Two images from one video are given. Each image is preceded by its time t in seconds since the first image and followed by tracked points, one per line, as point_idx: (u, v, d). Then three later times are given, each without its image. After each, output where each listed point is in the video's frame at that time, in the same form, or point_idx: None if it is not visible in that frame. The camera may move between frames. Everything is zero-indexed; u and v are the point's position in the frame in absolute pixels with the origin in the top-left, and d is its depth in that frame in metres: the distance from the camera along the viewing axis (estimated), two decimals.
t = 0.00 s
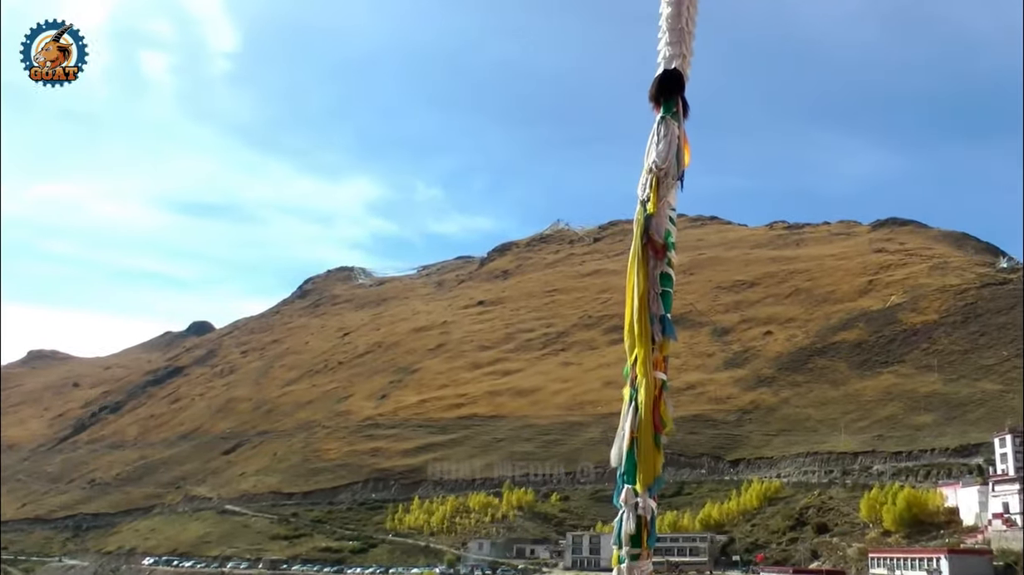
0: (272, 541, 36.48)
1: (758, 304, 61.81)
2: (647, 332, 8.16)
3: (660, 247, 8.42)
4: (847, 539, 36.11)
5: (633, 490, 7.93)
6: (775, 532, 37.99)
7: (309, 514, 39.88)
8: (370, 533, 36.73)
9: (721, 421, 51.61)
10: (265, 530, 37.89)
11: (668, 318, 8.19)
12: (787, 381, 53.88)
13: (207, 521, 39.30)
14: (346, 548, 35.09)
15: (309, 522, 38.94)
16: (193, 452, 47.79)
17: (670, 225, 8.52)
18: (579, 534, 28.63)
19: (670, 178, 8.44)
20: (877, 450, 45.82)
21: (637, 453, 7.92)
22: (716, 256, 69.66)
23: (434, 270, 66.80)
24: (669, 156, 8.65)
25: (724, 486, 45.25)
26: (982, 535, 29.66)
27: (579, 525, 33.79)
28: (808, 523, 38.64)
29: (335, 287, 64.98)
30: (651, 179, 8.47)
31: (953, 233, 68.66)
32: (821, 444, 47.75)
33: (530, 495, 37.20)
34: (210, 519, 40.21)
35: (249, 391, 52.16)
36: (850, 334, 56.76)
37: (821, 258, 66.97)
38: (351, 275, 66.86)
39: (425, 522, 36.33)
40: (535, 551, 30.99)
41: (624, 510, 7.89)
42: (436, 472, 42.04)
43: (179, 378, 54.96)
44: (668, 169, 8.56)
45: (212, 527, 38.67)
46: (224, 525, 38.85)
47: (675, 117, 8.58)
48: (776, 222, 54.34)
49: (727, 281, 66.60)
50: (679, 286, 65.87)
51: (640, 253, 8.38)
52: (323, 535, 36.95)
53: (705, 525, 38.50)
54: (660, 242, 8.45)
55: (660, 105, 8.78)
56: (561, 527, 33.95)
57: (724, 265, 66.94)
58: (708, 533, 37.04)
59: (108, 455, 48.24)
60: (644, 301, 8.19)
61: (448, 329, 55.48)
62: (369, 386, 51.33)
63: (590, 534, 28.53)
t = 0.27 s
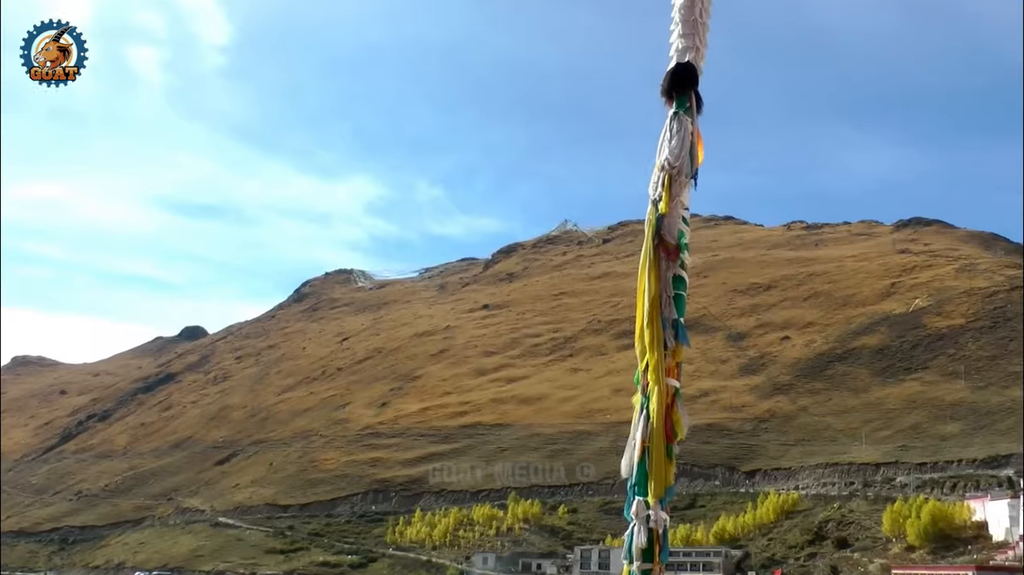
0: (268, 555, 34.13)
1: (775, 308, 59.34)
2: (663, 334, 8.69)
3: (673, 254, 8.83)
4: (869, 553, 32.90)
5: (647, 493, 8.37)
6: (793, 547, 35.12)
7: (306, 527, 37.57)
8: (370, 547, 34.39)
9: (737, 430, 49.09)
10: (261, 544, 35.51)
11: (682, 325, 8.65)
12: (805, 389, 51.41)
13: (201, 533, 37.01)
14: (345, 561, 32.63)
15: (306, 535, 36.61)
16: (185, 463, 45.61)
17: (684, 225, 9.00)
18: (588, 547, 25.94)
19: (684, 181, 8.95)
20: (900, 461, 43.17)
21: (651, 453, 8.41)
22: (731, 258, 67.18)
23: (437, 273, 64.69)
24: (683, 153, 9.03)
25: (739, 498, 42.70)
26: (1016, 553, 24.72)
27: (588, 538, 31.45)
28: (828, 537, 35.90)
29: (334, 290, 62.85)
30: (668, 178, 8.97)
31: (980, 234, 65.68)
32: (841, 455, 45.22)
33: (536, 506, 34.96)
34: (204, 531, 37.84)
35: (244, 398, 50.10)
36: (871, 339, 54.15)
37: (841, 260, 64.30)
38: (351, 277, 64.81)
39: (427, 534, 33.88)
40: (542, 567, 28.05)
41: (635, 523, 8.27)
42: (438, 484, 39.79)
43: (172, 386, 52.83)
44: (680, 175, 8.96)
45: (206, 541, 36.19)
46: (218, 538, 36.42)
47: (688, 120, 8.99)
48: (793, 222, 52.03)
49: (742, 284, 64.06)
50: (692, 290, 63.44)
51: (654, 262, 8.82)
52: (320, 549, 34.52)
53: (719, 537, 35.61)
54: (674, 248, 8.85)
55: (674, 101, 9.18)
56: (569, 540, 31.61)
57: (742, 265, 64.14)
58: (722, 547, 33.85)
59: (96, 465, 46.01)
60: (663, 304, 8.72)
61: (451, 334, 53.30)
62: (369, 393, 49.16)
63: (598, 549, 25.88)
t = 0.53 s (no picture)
0: (269, 568, 30.73)
1: (799, 309, 56.78)
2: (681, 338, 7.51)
3: (693, 249, 7.65)
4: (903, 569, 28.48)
5: (665, 511, 7.25)
6: (819, 561, 31.51)
7: (311, 539, 34.71)
8: (377, 560, 31.47)
9: (761, 437, 46.36)
10: (263, 557, 32.09)
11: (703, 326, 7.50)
12: (833, 395, 48.69)
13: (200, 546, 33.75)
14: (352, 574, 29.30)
15: (310, 548, 33.60)
16: (184, 473, 43.37)
17: (706, 219, 7.79)
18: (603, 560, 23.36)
19: (705, 175, 7.73)
20: (934, 470, 39.73)
21: (670, 468, 7.27)
22: (754, 257, 64.50)
23: (446, 274, 62.62)
24: (703, 149, 7.84)
25: (763, 509, 39.16)
26: None
27: (606, 551, 28.86)
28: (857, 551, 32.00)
29: (339, 292, 60.79)
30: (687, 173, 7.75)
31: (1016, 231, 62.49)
32: (871, 464, 42.12)
33: (550, 517, 32.57)
34: (202, 544, 34.66)
35: (246, 405, 48.19)
36: (902, 342, 51.36)
37: (870, 259, 61.43)
38: (356, 278, 62.79)
39: (437, 548, 31.27)
40: None
41: (656, 534, 7.20)
42: (448, 495, 37.50)
43: (171, 392, 50.71)
44: (701, 165, 7.76)
45: (206, 554, 32.64)
46: (218, 552, 33.01)
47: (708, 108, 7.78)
48: (819, 219, 49.66)
49: (765, 285, 61.39)
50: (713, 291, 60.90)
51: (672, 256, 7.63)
52: (325, 562, 31.31)
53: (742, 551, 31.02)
54: (693, 243, 7.67)
55: (693, 91, 7.98)
56: (586, 552, 28.93)
57: (765, 262, 61.59)
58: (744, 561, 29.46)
59: (90, 475, 43.64)
60: (681, 304, 7.54)
61: (462, 337, 51.17)
62: (376, 400, 47.05)
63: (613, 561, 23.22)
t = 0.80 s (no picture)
0: None
1: (829, 312, 53.66)
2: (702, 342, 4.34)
3: (719, 251, 4.40)
4: None
5: (691, 525, 4.21)
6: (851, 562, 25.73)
7: (319, 555, 32.06)
8: None
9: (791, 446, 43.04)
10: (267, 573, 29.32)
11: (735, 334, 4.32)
12: (867, 400, 45.32)
13: (204, 562, 31.60)
14: None
15: (319, 564, 30.99)
16: (186, 485, 41.21)
17: (734, 220, 4.55)
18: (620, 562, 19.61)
19: (732, 171, 4.47)
20: (975, 480, 34.65)
21: (695, 485, 4.21)
22: (780, 256, 61.77)
23: (459, 277, 60.67)
24: (730, 144, 4.51)
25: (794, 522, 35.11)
26: None
27: (629, 567, 26.67)
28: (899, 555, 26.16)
29: (347, 297, 58.89)
30: (707, 168, 4.50)
31: None
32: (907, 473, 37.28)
33: (570, 530, 29.90)
34: (207, 559, 32.50)
35: (250, 414, 46.09)
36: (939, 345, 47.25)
37: (905, 257, 58.22)
38: (365, 283, 60.92)
39: (450, 563, 28.33)
40: None
41: (679, 551, 4.18)
42: (463, 507, 35.01)
43: (173, 402, 48.72)
44: (730, 158, 4.49)
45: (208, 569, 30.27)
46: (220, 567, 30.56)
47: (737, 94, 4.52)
48: (851, 216, 47.43)
49: (792, 285, 58.62)
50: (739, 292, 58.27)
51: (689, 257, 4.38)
52: None
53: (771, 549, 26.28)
54: (719, 243, 4.43)
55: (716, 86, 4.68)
56: (609, 568, 26.66)
57: (793, 263, 59.10)
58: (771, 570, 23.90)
59: (89, 488, 41.59)
60: (702, 306, 4.35)
61: (476, 342, 49.07)
62: (386, 409, 44.90)
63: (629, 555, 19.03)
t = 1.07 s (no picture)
0: None
1: (867, 318, 49.32)
2: (731, 353, 6.12)
3: (745, 251, 6.15)
4: None
5: (716, 546, 5.99)
6: None
7: None
8: None
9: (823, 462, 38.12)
10: None
11: (754, 323, 6.10)
12: (903, 412, 40.81)
13: None
14: None
15: None
16: (184, 504, 38.49)
17: (759, 219, 6.27)
18: None
19: (757, 169, 6.21)
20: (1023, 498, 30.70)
21: (719, 500, 5.98)
22: (809, 261, 58.70)
23: (472, 283, 58.18)
24: (755, 140, 6.25)
25: (827, 542, 30.48)
26: None
27: None
28: None
29: (353, 304, 56.45)
30: (735, 165, 6.24)
31: None
32: (949, 489, 32.89)
33: (590, 551, 27.22)
34: None
35: (251, 428, 43.53)
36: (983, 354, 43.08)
37: (943, 260, 54.97)
38: (372, 289, 58.60)
39: None
40: None
41: (707, 570, 5.98)
42: (477, 526, 32.26)
43: (170, 416, 46.07)
44: (754, 165, 6.22)
45: None
46: None
47: (759, 95, 6.25)
48: (886, 218, 44.90)
49: (823, 290, 55.55)
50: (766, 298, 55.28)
51: (720, 259, 6.15)
52: None
53: None
54: (746, 244, 6.17)
55: (741, 76, 6.52)
56: None
57: (825, 267, 56.11)
58: None
59: (79, 507, 38.83)
60: (731, 319, 6.10)
61: (489, 352, 46.59)
62: (395, 423, 42.45)
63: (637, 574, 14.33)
